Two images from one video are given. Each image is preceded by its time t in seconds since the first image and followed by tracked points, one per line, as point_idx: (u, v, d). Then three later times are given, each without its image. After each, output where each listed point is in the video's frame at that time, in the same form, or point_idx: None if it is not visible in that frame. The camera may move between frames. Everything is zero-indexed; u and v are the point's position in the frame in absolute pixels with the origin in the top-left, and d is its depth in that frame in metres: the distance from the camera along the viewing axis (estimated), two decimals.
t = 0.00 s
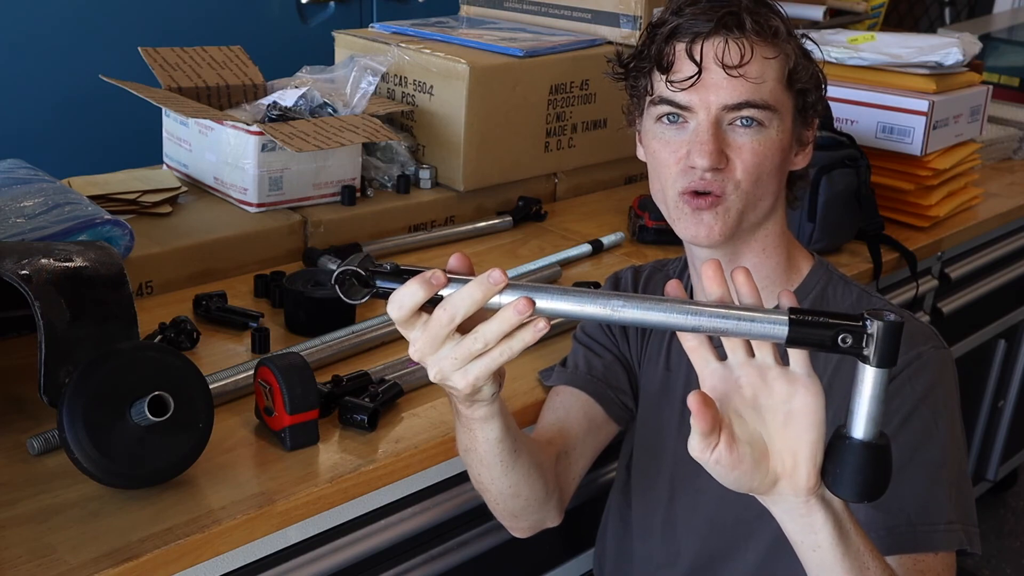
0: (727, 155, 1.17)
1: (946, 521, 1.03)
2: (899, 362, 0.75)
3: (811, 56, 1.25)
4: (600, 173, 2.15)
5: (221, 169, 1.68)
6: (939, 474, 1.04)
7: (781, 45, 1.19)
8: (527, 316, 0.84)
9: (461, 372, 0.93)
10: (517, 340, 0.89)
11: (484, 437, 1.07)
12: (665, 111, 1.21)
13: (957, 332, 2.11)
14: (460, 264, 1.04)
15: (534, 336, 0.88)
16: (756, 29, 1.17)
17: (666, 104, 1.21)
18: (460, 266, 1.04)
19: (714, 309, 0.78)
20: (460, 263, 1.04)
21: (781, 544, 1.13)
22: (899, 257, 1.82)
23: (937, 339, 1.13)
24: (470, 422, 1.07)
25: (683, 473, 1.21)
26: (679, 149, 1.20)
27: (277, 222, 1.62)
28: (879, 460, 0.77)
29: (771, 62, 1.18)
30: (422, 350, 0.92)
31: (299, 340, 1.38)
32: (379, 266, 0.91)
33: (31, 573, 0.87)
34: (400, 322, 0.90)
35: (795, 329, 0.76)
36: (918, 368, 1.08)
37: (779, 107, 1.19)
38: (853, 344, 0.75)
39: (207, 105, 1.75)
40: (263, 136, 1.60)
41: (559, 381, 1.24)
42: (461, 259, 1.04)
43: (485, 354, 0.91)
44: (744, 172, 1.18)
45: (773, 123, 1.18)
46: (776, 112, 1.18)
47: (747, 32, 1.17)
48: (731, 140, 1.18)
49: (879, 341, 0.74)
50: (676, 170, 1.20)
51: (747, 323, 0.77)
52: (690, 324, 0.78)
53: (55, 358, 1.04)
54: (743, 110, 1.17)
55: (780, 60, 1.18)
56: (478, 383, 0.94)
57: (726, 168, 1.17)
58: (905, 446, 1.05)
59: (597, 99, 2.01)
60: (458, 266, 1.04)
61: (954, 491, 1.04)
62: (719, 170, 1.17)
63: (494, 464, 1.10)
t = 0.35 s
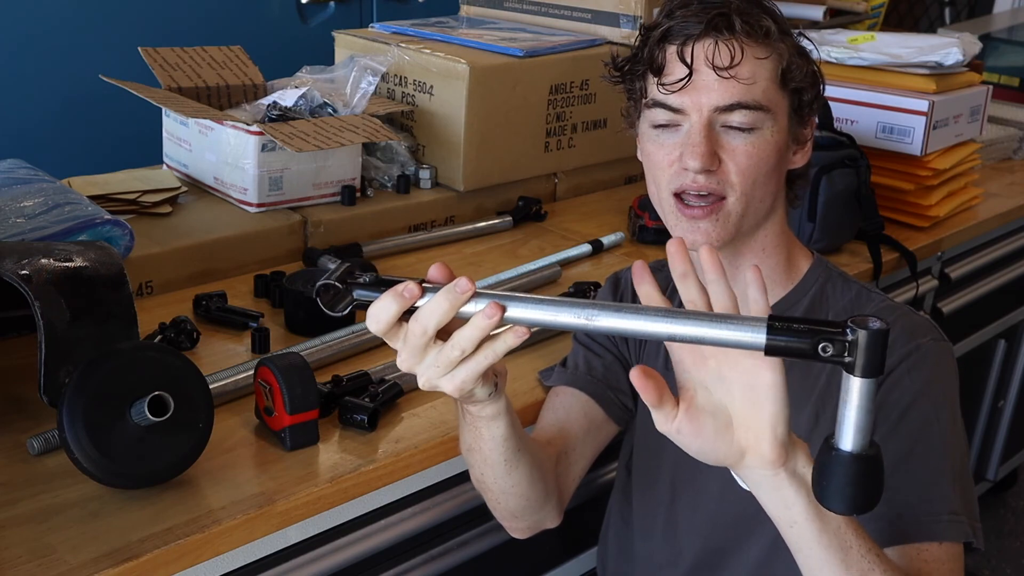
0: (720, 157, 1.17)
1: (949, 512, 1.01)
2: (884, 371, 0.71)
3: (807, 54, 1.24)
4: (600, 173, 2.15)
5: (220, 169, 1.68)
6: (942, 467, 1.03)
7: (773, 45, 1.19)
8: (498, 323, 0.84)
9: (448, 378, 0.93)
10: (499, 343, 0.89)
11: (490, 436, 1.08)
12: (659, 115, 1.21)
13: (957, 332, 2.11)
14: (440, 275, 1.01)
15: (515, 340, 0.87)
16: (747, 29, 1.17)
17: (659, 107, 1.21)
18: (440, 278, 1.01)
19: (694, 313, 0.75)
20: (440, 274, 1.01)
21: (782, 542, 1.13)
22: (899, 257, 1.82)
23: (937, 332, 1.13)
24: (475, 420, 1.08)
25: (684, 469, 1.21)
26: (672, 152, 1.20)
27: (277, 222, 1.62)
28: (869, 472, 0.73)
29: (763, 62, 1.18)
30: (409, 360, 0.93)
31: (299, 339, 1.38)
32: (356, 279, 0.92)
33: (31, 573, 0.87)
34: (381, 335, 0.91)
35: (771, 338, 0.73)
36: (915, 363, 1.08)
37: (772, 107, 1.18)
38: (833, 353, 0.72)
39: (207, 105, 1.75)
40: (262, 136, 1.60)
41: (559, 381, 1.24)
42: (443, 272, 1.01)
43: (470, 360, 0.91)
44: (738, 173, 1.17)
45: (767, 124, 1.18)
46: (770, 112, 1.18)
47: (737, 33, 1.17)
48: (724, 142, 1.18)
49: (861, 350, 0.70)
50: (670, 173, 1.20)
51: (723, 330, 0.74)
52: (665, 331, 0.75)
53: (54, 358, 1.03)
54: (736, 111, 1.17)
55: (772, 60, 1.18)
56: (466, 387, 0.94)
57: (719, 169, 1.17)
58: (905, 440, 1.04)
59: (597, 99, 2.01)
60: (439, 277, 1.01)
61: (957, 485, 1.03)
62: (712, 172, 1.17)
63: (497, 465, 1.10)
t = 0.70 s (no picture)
0: (717, 155, 1.17)
1: (949, 506, 1.00)
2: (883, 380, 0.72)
3: (806, 50, 1.23)
4: (600, 173, 2.15)
5: (221, 169, 1.68)
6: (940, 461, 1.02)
7: (769, 41, 1.18)
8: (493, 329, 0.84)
9: (447, 384, 0.93)
10: (496, 349, 0.89)
11: (491, 439, 1.08)
12: (656, 115, 1.22)
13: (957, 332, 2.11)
14: (440, 278, 1.00)
15: (513, 346, 0.87)
16: (741, 26, 1.18)
17: (655, 108, 1.21)
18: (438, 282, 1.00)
19: (692, 321, 0.76)
20: (439, 278, 1.00)
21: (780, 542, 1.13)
22: (898, 257, 1.82)
23: (937, 328, 1.13)
24: (477, 424, 1.08)
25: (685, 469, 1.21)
26: (669, 152, 1.20)
27: (277, 222, 1.62)
28: (869, 478, 0.74)
29: (758, 59, 1.17)
30: (408, 364, 0.93)
31: (299, 339, 1.38)
32: (355, 283, 0.94)
33: (31, 573, 0.87)
34: (381, 340, 0.92)
35: (769, 345, 0.73)
36: (916, 359, 1.08)
37: (769, 104, 1.18)
38: (831, 360, 0.73)
39: (207, 105, 1.75)
40: (263, 136, 1.60)
41: (559, 383, 1.24)
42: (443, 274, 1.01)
43: (469, 365, 0.92)
44: (735, 171, 1.17)
45: (764, 121, 1.18)
46: (767, 109, 1.18)
47: (731, 30, 1.17)
48: (720, 139, 1.18)
49: (860, 358, 0.71)
50: (668, 172, 1.20)
51: (722, 336, 0.75)
52: (665, 338, 0.76)
53: (54, 358, 1.04)
54: (732, 109, 1.17)
55: (768, 57, 1.18)
56: (465, 392, 0.95)
57: (716, 168, 1.17)
58: (905, 440, 1.04)
59: (596, 99, 2.01)
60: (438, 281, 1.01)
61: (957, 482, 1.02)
62: (708, 170, 1.17)
63: (498, 466, 1.10)
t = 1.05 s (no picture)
0: (718, 162, 1.17)
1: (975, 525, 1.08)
2: (840, 371, 0.69)
3: (795, 54, 1.24)
4: (600, 173, 2.15)
5: (220, 169, 1.68)
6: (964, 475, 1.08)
7: (763, 46, 1.19)
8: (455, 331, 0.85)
9: (415, 386, 0.93)
10: (460, 350, 0.89)
11: (471, 440, 1.08)
12: (652, 123, 1.21)
13: (957, 332, 2.11)
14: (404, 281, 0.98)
15: (475, 347, 0.87)
16: (736, 33, 1.18)
17: (651, 116, 1.21)
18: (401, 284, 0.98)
19: (648, 316, 0.76)
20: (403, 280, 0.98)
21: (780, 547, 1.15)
22: (899, 257, 1.82)
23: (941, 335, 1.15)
24: (456, 425, 1.07)
25: (683, 473, 1.20)
26: (668, 160, 1.20)
27: (277, 222, 1.62)
28: (836, 476, 0.71)
29: (754, 65, 1.18)
30: (377, 368, 0.93)
31: (299, 339, 1.38)
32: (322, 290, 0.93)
33: (31, 573, 0.87)
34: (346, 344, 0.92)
35: (723, 340, 0.72)
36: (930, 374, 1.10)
37: (766, 109, 1.18)
38: (785, 354, 0.70)
39: (207, 105, 1.75)
40: (262, 136, 1.60)
41: (555, 382, 1.24)
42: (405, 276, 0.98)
43: (435, 367, 0.92)
44: (737, 177, 1.17)
45: (761, 126, 1.18)
46: (764, 115, 1.18)
47: (727, 37, 1.18)
48: (720, 146, 1.18)
49: (814, 349, 0.69)
50: (667, 180, 1.19)
51: (679, 333, 0.74)
52: (635, 337, 0.76)
53: (54, 358, 1.04)
54: (730, 116, 1.17)
55: (763, 62, 1.19)
56: (432, 395, 0.94)
57: (718, 175, 1.17)
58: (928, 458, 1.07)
59: (597, 99, 2.01)
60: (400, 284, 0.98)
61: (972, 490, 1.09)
62: (710, 178, 1.16)
63: (482, 468, 1.10)
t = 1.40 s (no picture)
0: (732, 157, 1.17)
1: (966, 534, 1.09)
2: (829, 369, 0.69)
3: (822, 63, 1.25)
4: (600, 173, 2.15)
5: (221, 169, 1.68)
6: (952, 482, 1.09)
7: (793, 50, 1.19)
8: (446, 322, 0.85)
9: (406, 379, 0.93)
10: (451, 343, 0.89)
11: (465, 435, 1.08)
12: (672, 111, 1.21)
13: (957, 332, 2.11)
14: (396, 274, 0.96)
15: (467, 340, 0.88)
16: (770, 32, 1.18)
17: (672, 104, 1.21)
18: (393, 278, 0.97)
19: (637, 312, 0.76)
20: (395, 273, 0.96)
21: (778, 548, 1.15)
22: (899, 257, 1.82)
23: (936, 342, 1.15)
24: (451, 421, 1.08)
25: (682, 475, 1.20)
26: (683, 150, 1.20)
27: (277, 222, 1.62)
28: (820, 473, 0.72)
29: (781, 67, 1.18)
30: (368, 360, 0.93)
31: (299, 340, 1.38)
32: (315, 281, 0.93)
33: (31, 573, 0.87)
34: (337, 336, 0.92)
35: (712, 336, 0.72)
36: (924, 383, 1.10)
37: (786, 112, 1.19)
38: (774, 351, 0.70)
39: (207, 105, 1.75)
40: (263, 136, 1.60)
41: (554, 382, 1.24)
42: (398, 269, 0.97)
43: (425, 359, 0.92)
44: (748, 175, 1.17)
45: (780, 128, 1.18)
46: (784, 117, 1.18)
47: (760, 34, 1.17)
48: (736, 142, 1.18)
49: (802, 347, 0.69)
50: (679, 170, 1.19)
51: (667, 328, 0.75)
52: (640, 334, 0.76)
53: (54, 358, 1.04)
54: (750, 114, 1.17)
55: (790, 66, 1.19)
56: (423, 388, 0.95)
57: (730, 170, 1.17)
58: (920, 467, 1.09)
59: (597, 99, 2.01)
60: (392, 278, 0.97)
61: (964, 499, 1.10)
62: (723, 172, 1.16)
63: (476, 463, 1.10)
